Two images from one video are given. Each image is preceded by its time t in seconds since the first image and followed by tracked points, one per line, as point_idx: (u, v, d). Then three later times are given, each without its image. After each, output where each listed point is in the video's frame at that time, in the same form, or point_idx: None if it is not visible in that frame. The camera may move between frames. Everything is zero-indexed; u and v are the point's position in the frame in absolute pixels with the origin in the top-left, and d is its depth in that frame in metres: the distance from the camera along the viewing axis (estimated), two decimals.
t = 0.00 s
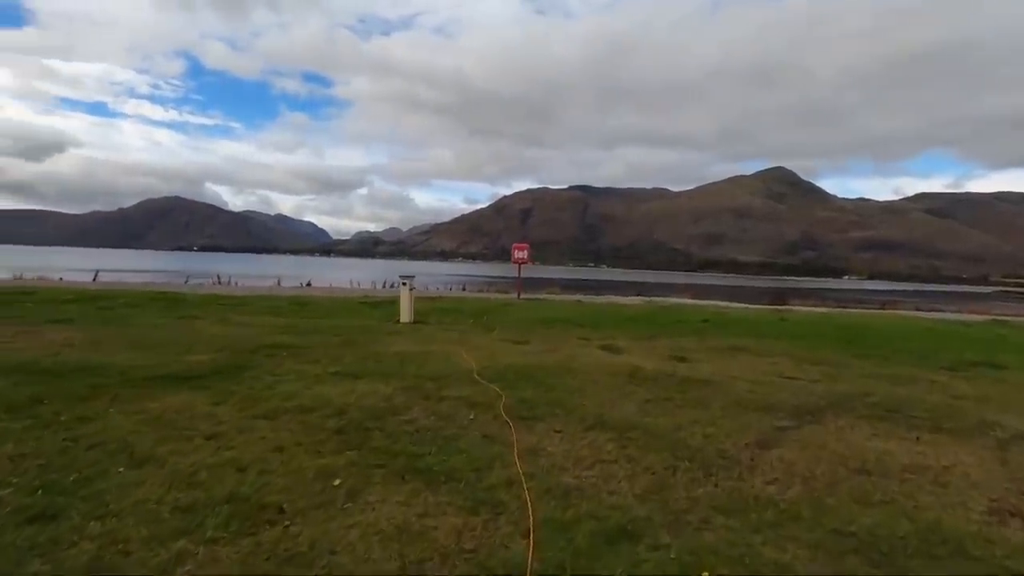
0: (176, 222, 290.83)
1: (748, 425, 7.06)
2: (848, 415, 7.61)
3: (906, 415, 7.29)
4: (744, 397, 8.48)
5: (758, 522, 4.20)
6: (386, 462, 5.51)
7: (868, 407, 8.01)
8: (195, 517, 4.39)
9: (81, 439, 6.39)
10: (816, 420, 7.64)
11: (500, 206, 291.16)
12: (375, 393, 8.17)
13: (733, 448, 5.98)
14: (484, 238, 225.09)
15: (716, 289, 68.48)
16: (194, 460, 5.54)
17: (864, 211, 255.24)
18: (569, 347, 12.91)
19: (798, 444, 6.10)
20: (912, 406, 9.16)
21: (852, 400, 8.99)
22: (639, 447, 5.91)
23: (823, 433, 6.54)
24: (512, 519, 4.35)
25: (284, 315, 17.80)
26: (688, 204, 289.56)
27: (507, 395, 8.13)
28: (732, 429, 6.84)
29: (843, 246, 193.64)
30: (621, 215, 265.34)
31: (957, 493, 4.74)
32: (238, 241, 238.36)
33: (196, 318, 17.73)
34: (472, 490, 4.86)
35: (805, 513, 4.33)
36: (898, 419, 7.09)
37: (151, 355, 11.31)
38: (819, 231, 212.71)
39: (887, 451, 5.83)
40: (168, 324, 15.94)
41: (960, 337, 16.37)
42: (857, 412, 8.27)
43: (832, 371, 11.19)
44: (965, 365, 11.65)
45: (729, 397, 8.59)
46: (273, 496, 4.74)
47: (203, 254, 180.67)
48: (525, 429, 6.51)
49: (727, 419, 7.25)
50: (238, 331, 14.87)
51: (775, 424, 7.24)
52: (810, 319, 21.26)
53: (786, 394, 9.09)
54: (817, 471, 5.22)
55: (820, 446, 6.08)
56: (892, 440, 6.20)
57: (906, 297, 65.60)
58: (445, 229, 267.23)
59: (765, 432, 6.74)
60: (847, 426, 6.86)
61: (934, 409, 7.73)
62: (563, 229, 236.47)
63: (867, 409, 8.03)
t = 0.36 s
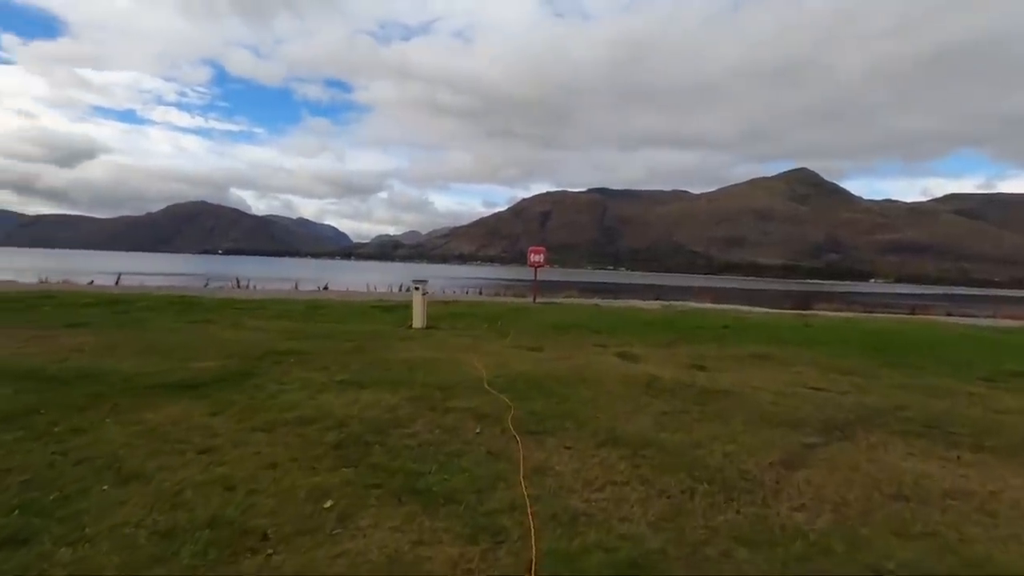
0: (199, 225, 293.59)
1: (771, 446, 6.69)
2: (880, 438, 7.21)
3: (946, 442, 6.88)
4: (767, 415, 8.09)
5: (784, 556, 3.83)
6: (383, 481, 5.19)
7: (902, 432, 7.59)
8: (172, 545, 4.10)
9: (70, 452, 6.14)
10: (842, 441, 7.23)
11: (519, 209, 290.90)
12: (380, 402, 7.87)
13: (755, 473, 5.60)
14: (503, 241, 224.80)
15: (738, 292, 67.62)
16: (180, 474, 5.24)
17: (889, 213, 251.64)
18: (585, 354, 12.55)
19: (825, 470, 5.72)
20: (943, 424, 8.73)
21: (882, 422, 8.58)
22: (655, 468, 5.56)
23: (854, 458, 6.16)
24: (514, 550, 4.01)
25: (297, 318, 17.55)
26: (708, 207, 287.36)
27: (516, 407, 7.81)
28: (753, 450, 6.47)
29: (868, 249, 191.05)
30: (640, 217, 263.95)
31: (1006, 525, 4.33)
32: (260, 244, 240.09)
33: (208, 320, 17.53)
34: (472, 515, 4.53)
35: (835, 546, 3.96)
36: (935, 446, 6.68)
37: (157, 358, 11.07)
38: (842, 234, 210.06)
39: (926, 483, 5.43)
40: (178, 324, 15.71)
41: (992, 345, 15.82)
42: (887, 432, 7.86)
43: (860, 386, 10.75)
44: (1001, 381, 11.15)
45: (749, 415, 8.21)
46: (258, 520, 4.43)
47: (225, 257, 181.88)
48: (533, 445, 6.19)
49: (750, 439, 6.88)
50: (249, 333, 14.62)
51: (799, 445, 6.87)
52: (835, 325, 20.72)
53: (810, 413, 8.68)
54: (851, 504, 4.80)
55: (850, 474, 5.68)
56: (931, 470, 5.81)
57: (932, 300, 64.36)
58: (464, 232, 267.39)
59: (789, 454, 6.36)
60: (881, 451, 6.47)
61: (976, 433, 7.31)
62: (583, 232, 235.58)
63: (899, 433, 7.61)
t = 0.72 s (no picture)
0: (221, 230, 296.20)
1: (783, 473, 6.34)
2: (902, 474, 6.83)
3: (971, 489, 6.53)
4: (783, 438, 7.79)
5: None
6: (367, 497, 4.86)
7: (924, 467, 7.21)
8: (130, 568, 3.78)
9: (50, 460, 5.56)
10: (862, 470, 6.85)
11: (537, 216, 290.71)
12: (380, 412, 7.42)
13: (765, 504, 5.27)
14: (522, 248, 224.31)
15: (754, 302, 66.89)
16: (156, 486, 4.82)
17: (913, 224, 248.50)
18: (597, 364, 12.17)
19: (842, 507, 5.44)
20: (969, 447, 8.31)
21: (904, 445, 8.18)
22: (662, 492, 5.31)
23: (873, 499, 5.82)
24: None
25: (305, 323, 17.21)
26: (728, 216, 285.25)
27: (519, 418, 7.49)
28: (764, 476, 6.13)
29: (892, 260, 188.41)
30: (660, 226, 262.39)
31: None
32: (280, 249, 241.48)
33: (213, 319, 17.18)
34: (458, 539, 4.23)
35: None
36: (959, 493, 6.33)
37: (155, 357, 10.71)
38: (865, 244, 207.53)
39: (952, 531, 5.08)
40: (183, 323, 15.38)
41: (1018, 359, 15.31)
42: (910, 461, 7.45)
43: (882, 404, 10.37)
44: None
45: (763, 435, 7.83)
46: (228, 539, 4.09)
47: (245, 261, 183.05)
48: (531, 461, 5.89)
49: (768, 462, 6.64)
50: (252, 334, 14.25)
51: (815, 473, 6.50)
52: (854, 337, 20.29)
53: (828, 434, 8.28)
54: (876, 534, 4.78)
55: (869, 515, 5.33)
56: (957, 519, 5.47)
57: (955, 313, 63.26)
58: (482, 239, 267.06)
59: (802, 485, 6.02)
60: (901, 494, 6.12)
61: (1001, 481, 6.94)
62: (602, 240, 234.29)
63: (923, 466, 7.22)
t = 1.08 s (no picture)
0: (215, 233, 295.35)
1: (767, 493, 6.07)
2: (891, 495, 6.56)
3: (963, 512, 6.26)
4: (770, 455, 7.49)
5: None
6: (324, 519, 4.53)
7: (914, 488, 6.94)
8: None
9: None
10: (849, 490, 6.58)
11: (531, 222, 290.62)
12: (353, 424, 7.00)
13: (746, 528, 4.99)
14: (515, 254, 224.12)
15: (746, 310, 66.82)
16: (98, 507, 4.46)
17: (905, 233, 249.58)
18: (582, 375, 11.88)
19: (826, 533, 5.15)
20: (960, 465, 8.04)
21: (894, 462, 7.91)
22: (638, 515, 5.01)
23: (860, 523, 5.54)
24: None
25: (289, 328, 16.86)
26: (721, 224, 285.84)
27: (496, 432, 7.17)
28: (747, 496, 5.85)
29: (885, 270, 189.14)
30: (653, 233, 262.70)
31: None
32: (275, 253, 240.78)
33: (194, 323, 16.76)
34: (415, 568, 3.94)
35: None
36: (949, 517, 6.07)
37: (125, 363, 10.30)
38: (858, 254, 208.27)
39: (942, 559, 4.81)
40: (163, 328, 15.01)
41: (1011, 372, 15.10)
42: (899, 480, 7.16)
43: (871, 419, 10.12)
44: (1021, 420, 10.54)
45: (749, 451, 7.54)
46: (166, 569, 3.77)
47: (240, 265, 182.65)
48: (506, 479, 5.58)
49: (751, 482, 6.33)
50: (231, 340, 13.84)
51: (802, 494, 6.21)
52: (845, 347, 20.07)
53: (817, 451, 7.99)
54: (860, 564, 4.50)
55: (854, 540, 5.06)
56: (948, 545, 5.19)
57: (946, 323, 63.39)
58: (476, 244, 266.67)
59: (788, 507, 5.73)
60: (890, 517, 5.84)
61: (992, 502, 6.68)
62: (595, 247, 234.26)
63: (913, 487, 6.93)
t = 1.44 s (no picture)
0: (209, 234, 294.47)
1: (764, 504, 5.77)
2: (892, 505, 6.26)
3: (968, 523, 5.97)
4: (766, 462, 7.20)
5: None
6: (290, 536, 4.20)
7: (916, 496, 6.64)
8: None
9: None
10: (848, 500, 6.28)
11: (526, 223, 290.38)
12: (331, 432, 6.66)
13: (743, 544, 4.69)
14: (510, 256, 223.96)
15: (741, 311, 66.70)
16: (45, 525, 4.15)
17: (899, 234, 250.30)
18: (574, 377, 11.58)
19: (829, 549, 4.83)
20: (962, 470, 7.76)
21: (894, 468, 7.62)
22: (627, 531, 4.68)
23: (862, 537, 5.25)
24: None
25: (277, 330, 16.55)
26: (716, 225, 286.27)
27: (481, 438, 6.86)
28: (744, 508, 5.55)
29: (879, 271, 189.59)
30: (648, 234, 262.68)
31: None
32: (270, 254, 240.22)
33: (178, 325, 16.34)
34: None
35: None
36: (954, 528, 5.78)
37: (99, 366, 9.91)
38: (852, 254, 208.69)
39: None
40: (146, 330, 14.68)
41: (1009, 373, 14.86)
42: (900, 488, 6.87)
43: (869, 422, 9.84)
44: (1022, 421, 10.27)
45: (745, 458, 7.25)
46: None
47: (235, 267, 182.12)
48: (489, 491, 5.27)
49: (745, 493, 6.01)
50: (214, 342, 13.45)
51: (801, 505, 5.91)
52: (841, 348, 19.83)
53: (814, 457, 7.70)
54: None
55: (858, 556, 4.74)
56: (953, 559, 4.89)
57: (939, 323, 63.47)
58: (471, 245, 266.26)
59: (785, 519, 5.43)
60: (893, 529, 5.54)
61: (998, 511, 6.39)
62: (590, 248, 234.09)
63: (914, 496, 6.63)
